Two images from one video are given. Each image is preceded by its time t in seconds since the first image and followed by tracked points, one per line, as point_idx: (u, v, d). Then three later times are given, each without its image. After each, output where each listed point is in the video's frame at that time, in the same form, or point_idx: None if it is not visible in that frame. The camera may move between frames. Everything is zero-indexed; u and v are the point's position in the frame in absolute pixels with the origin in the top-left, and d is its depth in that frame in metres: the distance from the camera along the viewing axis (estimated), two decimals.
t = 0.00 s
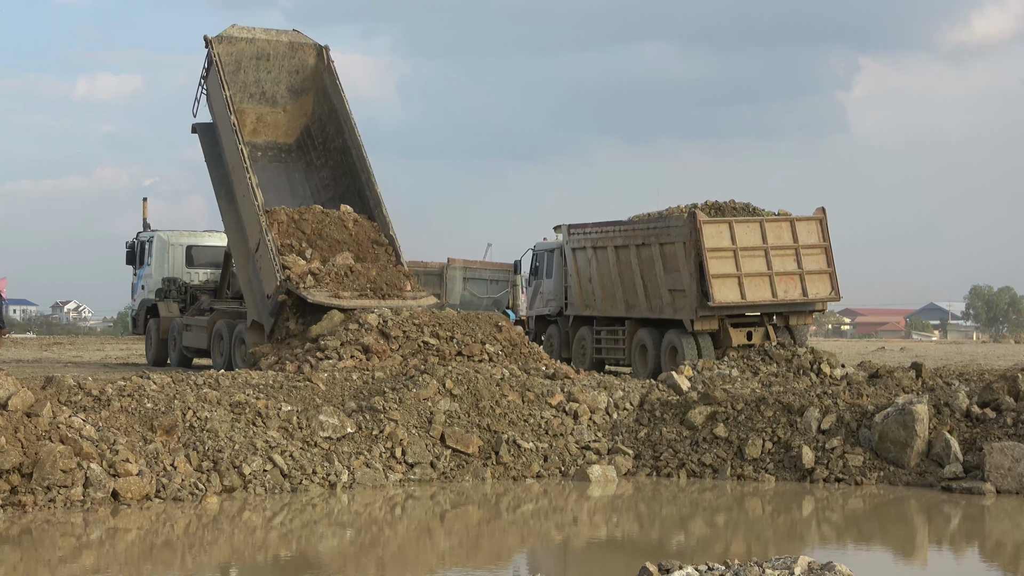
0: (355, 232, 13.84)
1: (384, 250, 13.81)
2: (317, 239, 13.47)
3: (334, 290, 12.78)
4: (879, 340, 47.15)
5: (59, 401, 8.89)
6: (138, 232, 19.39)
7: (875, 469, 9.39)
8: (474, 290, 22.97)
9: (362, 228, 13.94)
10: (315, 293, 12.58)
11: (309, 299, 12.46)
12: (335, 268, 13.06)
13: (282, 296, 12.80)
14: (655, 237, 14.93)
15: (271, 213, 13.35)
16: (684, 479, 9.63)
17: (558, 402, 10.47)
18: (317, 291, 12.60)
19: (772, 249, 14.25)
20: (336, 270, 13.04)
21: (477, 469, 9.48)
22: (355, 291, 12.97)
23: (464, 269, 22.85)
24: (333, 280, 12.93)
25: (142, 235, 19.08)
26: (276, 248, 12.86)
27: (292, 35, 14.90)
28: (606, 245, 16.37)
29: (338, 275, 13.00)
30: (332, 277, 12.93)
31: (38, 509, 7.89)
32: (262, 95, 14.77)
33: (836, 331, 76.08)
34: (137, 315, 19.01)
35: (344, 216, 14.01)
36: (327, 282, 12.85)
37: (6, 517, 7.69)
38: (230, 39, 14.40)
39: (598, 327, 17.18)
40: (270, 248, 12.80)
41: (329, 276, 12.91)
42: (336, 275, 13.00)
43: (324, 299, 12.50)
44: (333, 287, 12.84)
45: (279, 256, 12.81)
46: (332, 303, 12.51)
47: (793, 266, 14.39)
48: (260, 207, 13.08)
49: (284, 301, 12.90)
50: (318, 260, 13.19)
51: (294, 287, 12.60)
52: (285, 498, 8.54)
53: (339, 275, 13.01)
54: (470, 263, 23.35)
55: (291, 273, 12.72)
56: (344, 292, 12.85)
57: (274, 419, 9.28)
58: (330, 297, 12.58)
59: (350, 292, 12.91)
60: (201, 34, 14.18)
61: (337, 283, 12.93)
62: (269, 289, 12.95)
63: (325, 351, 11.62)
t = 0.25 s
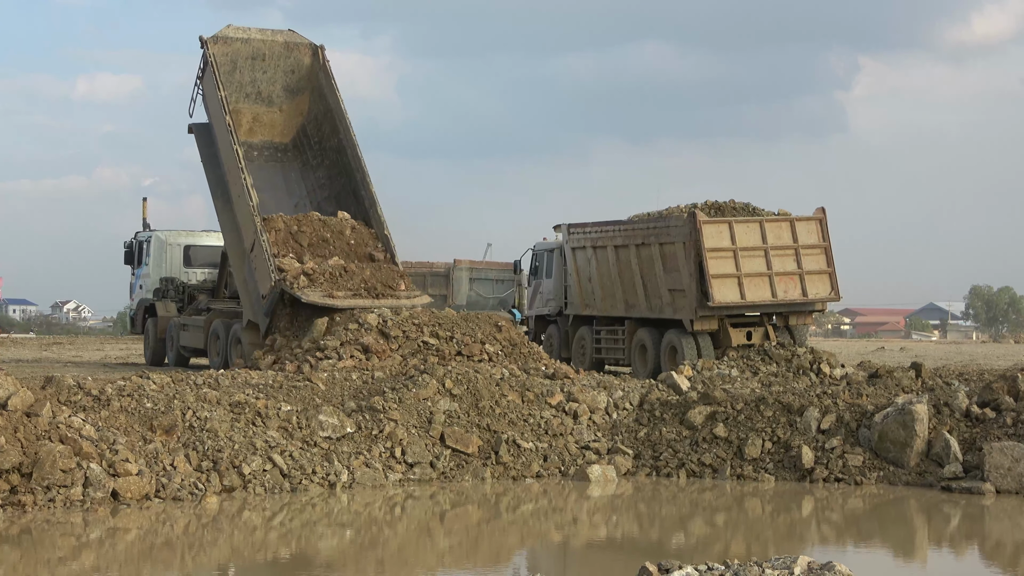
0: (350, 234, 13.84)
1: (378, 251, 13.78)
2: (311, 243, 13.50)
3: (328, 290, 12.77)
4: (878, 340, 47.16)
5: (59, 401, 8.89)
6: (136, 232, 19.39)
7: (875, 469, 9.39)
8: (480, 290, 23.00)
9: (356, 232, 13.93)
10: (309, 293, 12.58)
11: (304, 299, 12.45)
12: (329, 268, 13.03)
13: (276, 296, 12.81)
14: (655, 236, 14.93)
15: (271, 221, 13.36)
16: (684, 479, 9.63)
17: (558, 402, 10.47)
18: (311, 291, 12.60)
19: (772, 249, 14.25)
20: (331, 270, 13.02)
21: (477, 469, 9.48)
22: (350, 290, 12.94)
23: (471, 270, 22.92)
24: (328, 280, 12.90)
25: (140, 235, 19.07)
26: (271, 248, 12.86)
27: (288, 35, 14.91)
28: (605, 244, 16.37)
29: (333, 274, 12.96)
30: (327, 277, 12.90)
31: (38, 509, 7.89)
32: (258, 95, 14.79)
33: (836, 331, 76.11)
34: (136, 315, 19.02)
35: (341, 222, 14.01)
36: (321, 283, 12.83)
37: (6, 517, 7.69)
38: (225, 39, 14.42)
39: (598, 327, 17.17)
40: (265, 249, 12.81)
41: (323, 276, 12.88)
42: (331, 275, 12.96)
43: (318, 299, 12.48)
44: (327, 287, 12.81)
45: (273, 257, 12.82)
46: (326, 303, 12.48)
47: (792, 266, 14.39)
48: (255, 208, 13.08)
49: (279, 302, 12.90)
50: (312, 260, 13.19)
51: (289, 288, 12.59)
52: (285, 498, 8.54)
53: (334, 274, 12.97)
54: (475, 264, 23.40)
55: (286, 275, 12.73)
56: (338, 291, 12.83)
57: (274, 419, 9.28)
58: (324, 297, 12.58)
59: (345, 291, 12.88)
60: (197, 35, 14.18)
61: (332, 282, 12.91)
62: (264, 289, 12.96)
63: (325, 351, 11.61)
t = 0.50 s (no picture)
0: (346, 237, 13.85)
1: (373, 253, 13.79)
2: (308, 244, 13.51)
3: (322, 289, 12.80)
4: (878, 340, 47.17)
5: (58, 401, 8.89)
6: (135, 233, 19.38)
7: (875, 469, 9.39)
8: (488, 291, 22.99)
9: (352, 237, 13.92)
10: (304, 292, 12.63)
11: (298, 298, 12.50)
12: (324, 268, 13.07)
13: (272, 295, 12.81)
14: (654, 236, 14.93)
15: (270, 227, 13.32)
16: (684, 479, 9.63)
17: (558, 402, 10.47)
18: (306, 290, 12.65)
19: (772, 249, 14.25)
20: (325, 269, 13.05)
21: (477, 469, 9.48)
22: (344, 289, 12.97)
23: (477, 271, 22.95)
24: (322, 280, 12.93)
25: (139, 236, 19.06)
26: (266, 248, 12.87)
27: (284, 36, 14.88)
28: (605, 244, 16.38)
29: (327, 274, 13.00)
30: (321, 276, 12.93)
31: (37, 509, 7.89)
32: (255, 96, 14.79)
33: (836, 331, 76.12)
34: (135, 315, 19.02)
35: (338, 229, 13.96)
36: (315, 282, 12.86)
37: (6, 517, 7.69)
38: (222, 41, 14.35)
39: (598, 327, 17.17)
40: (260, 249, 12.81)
41: (318, 275, 12.92)
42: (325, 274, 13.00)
43: (312, 298, 12.54)
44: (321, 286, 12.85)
45: (269, 257, 12.82)
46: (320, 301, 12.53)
47: (792, 266, 14.39)
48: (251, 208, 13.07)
49: (274, 302, 12.91)
50: (307, 260, 13.22)
51: (283, 288, 12.63)
52: (285, 498, 8.54)
53: (328, 274, 13.01)
54: (483, 266, 23.43)
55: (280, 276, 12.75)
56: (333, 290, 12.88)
57: (273, 419, 9.27)
58: (318, 296, 12.63)
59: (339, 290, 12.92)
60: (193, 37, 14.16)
61: (326, 282, 12.94)
62: (260, 288, 12.97)
63: (325, 351, 11.61)
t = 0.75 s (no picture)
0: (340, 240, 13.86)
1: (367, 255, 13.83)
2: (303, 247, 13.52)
3: (316, 286, 12.84)
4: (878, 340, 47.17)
5: (58, 401, 8.88)
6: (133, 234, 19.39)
7: (874, 469, 9.39)
8: (493, 291, 22.95)
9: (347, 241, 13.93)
10: (298, 288, 12.69)
11: (291, 294, 12.57)
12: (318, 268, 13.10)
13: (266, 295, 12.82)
14: (654, 236, 14.94)
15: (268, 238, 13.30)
16: (683, 479, 9.63)
17: (557, 402, 10.47)
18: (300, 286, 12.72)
19: (772, 249, 14.25)
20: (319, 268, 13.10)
21: (476, 469, 9.48)
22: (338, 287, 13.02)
23: (483, 270, 22.92)
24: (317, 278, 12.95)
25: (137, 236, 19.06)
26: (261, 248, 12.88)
27: (282, 38, 14.91)
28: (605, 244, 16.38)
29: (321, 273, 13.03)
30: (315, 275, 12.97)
31: (37, 509, 7.89)
32: (253, 97, 14.79)
33: (835, 330, 76.13)
34: (132, 315, 18.99)
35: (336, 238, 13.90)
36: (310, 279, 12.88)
37: (5, 518, 7.69)
38: (220, 43, 14.37)
39: (598, 328, 17.17)
40: (255, 248, 12.81)
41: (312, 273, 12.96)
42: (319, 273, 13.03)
43: (306, 294, 12.62)
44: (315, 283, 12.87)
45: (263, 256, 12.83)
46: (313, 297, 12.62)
47: (792, 266, 14.39)
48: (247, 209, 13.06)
49: (269, 301, 12.94)
50: (301, 261, 13.26)
51: (278, 287, 12.65)
52: (284, 498, 8.54)
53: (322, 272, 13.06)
54: (488, 266, 23.42)
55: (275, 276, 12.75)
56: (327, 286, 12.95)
57: (273, 419, 9.27)
58: (312, 292, 12.72)
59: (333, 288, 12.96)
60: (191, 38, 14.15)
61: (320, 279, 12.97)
62: (255, 288, 12.99)
63: (324, 351, 11.61)
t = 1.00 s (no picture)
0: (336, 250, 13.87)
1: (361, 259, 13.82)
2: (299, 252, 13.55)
3: (309, 284, 12.87)
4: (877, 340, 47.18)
5: (58, 402, 8.88)
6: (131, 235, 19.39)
7: (874, 469, 9.39)
8: (497, 291, 22.98)
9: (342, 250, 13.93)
10: (292, 287, 12.72)
11: (285, 293, 12.61)
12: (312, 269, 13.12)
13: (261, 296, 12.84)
14: (653, 236, 14.94)
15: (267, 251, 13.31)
16: (683, 479, 9.63)
17: (557, 402, 10.47)
18: (294, 285, 12.74)
19: (772, 250, 14.25)
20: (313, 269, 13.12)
21: (476, 470, 9.48)
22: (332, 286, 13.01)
23: (487, 271, 22.92)
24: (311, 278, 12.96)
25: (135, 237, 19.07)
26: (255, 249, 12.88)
27: (279, 39, 14.92)
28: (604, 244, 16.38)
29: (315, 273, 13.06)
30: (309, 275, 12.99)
31: (37, 510, 7.89)
32: (250, 97, 14.80)
33: (835, 330, 76.13)
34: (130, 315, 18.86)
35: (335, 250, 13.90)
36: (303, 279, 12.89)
37: (5, 518, 7.69)
38: (217, 43, 14.37)
39: (598, 328, 17.16)
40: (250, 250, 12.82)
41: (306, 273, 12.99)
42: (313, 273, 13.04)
43: (300, 292, 12.64)
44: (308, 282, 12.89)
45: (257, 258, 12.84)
46: (307, 295, 12.64)
47: (791, 266, 14.39)
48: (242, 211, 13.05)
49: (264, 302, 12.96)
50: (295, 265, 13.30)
51: (271, 287, 12.70)
52: (284, 499, 8.54)
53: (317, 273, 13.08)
54: (492, 266, 23.42)
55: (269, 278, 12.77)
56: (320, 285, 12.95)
57: (273, 420, 9.27)
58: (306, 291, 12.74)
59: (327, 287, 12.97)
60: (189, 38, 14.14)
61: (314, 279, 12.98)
62: (249, 289, 13.00)
63: (324, 352, 11.61)
